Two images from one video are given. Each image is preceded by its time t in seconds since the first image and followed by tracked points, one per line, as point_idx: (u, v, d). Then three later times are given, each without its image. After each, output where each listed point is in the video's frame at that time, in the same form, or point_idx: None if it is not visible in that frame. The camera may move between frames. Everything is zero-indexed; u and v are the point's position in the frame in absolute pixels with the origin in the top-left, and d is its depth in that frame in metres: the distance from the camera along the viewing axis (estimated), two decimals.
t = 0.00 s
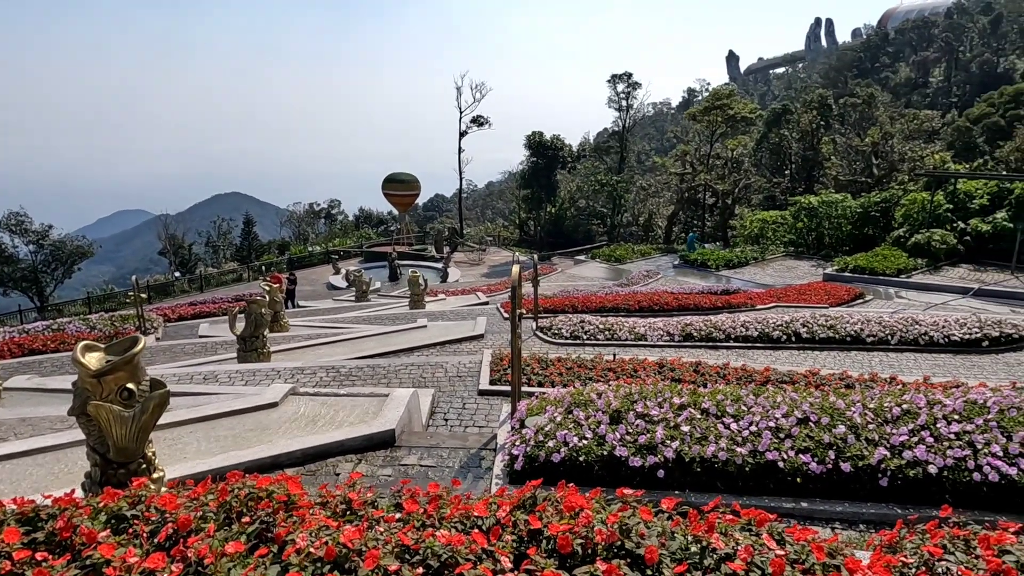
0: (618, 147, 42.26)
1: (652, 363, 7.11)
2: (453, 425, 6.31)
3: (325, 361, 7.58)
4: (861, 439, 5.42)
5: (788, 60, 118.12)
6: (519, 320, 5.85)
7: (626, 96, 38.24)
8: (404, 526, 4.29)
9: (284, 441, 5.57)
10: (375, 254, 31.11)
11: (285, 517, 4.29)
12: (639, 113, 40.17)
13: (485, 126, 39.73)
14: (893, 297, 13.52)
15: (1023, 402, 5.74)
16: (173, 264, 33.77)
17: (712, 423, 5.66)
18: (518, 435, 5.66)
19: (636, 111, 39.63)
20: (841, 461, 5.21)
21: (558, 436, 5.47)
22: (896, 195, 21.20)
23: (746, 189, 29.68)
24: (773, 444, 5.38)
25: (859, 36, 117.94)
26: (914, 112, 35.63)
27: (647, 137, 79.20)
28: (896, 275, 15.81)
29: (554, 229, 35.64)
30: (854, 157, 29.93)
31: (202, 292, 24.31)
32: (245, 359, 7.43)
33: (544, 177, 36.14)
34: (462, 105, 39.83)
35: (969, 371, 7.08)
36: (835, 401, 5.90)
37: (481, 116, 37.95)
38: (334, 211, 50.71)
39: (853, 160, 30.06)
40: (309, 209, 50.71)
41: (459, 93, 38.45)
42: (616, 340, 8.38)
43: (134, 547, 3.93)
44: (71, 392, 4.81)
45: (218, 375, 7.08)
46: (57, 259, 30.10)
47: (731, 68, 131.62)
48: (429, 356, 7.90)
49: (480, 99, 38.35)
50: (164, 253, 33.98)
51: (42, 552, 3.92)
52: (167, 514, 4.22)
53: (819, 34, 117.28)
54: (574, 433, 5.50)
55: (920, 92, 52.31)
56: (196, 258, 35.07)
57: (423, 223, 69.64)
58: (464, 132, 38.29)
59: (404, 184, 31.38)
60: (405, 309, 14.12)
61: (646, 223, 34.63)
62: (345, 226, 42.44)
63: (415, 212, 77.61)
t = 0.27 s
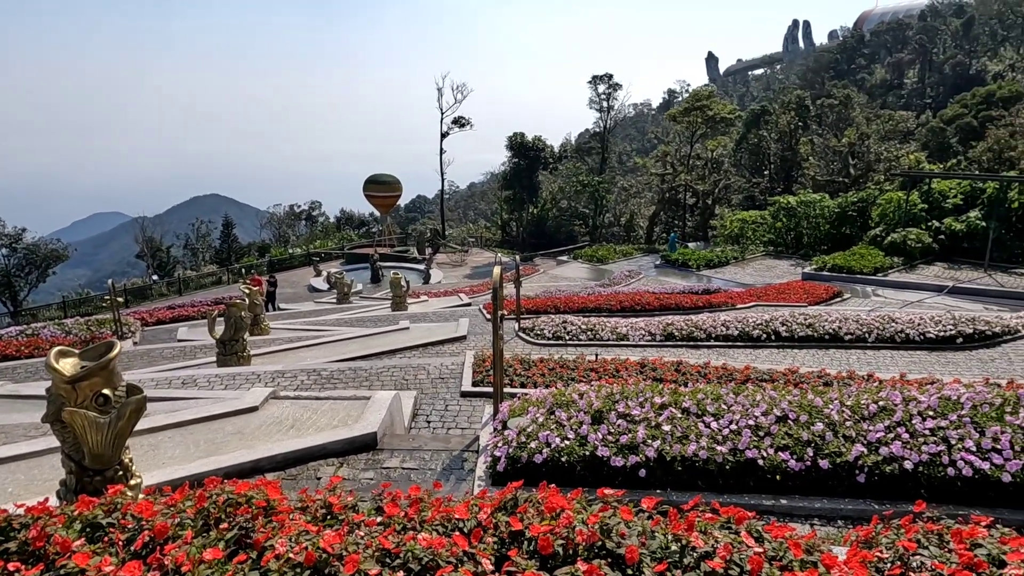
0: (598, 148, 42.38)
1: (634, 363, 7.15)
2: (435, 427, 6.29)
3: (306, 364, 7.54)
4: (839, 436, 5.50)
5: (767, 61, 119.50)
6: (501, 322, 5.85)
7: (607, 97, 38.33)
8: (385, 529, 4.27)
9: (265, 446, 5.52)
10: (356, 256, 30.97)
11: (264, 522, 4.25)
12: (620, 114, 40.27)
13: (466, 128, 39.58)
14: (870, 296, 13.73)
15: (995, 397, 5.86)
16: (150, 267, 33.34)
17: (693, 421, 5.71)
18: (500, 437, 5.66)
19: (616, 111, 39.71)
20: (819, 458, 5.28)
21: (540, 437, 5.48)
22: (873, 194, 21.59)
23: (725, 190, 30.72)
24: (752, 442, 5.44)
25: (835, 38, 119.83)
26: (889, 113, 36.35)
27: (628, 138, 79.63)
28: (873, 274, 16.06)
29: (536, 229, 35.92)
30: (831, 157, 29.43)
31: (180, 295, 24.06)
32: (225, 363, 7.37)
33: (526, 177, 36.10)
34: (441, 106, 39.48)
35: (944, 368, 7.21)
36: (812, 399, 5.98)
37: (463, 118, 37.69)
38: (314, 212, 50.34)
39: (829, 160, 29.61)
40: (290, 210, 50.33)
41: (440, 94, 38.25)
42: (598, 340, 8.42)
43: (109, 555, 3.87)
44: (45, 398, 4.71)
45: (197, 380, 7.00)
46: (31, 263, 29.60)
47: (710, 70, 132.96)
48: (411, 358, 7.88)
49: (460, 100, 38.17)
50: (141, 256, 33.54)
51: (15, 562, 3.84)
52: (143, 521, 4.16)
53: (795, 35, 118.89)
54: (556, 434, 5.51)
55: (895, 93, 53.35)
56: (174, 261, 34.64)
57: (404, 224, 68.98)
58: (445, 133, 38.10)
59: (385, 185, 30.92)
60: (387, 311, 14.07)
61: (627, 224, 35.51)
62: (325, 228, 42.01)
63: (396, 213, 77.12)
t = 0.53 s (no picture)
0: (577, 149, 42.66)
1: (614, 363, 7.18)
2: (416, 429, 6.26)
3: (284, 368, 7.47)
4: (814, 433, 5.58)
5: (744, 62, 121.02)
6: (480, 323, 5.85)
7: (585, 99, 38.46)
8: (364, 534, 4.24)
9: (242, 451, 5.44)
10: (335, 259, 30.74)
11: (241, 529, 4.19)
12: (598, 116, 40.32)
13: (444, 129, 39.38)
14: (846, 295, 13.94)
15: (964, 393, 6.00)
16: (124, 271, 32.78)
17: (672, 421, 5.76)
18: (480, 439, 5.64)
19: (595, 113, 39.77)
20: (796, 456, 5.34)
21: (520, 439, 5.47)
22: (848, 194, 21.96)
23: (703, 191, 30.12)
24: (730, 440, 5.49)
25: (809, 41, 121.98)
26: (861, 115, 37.11)
27: (607, 139, 80.15)
28: (847, 273, 16.35)
29: (516, 231, 35.70)
30: (805, 158, 30.05)
31: (155, 300, 23.70)
32: (202, 368, 7.29)
33: (506, 180, 37.14)
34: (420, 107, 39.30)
35: (916, 365, 7.35)
36: (789, 397, 6.05)
37: (441, 119, 37.57)
38: (292, 214, 49.82)
39: (804, 161, 30.21)
40: (267, 212, 49.76)
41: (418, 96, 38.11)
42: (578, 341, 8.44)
43: (80, 566, 3.79)
44: (14, 406, 4.60)
45: (173, 385, 6.92)
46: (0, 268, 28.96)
47: (687, 72, 134.37)
48: (390, 361, 7.84)
49: (439, 102, 38.02)
50: (114, 260, 32.95)
51: None
52: (115, 530, 4.08)
53: (770, 37, 120.61)
54: (537, 436, 5.51)
55: (868, 95, 54.60)
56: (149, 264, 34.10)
57: (384, 226, 68.53)
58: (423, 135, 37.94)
59: (361, 187, 30.70)
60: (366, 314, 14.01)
61: (606, 225, 35.04)
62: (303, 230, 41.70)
63: (375, 215, 76.82)
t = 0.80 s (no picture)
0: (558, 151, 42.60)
1: (596, 364, 7.21)
2: (398, 433, 6.23)
3: (264, 372, 7.41)
4: (793, 431, 5.64)
5: (723, 65, 122.19)
6: (462, 326, 5.83)
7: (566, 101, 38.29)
8: (344, 538, 4.20)
9: (221, 457, 5.37)
10: (316, 262, 30.55)
11: (218, 536, 4.13)
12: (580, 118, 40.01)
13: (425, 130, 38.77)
14: (824, 295, 14.12)
15: (939, 390, 6.09)
16: (100, 276, 32.23)
17: (653, 421, 5.79)
18: (462, 441, 5.61)
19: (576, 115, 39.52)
20: (774, 454, 5.40)
21: (503, 441, 5.47)
22: (825, 196, 22.37)
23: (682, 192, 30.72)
24: (711, 440, 5.54)
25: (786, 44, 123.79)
26: (837, 117, 37.72)
27: (588, 140, 80.45)
28: (824, 273, 16.59)
29: (498, 232, 35.69)
30: (782, 160, 30.45)
31: (132, 305, 23.37)
32: (180, 373, 7.23)
33: (487, 182, 36.56)
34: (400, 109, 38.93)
35: (892, 363, 7.46)
36: (768, 396, 6.11)
37: (422, 121, 37.23)
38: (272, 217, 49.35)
39: (781, 163, 30.59)
40: (246, 215, 49.24)
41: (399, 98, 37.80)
42: (561, 343, 8.47)
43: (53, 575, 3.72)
44: None
45: (150, 391, 6.84)
46: None
47: (668, 75, 135.54)
48: (372, 365, 7.81)
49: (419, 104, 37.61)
50: (90, 264, 32.41)
51: None
52: (89, 538, 3.99)
53: (748, 40, 122.16)
54: (519, 437, 5.51)
55: (845, 98, 55.55)
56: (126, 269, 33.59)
57: (365, 229, 67.97)
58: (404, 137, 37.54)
59: (342, 190, 30.52)
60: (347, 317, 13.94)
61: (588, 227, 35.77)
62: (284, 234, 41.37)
63: (356, 218, 76.36)
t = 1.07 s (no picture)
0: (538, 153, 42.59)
1: (576, 365, 7.23)
2: (378, 437, 6.18)
3: (241, 377, 7.32)
4: (770, 430, 5.70)
5: (701, 66, 123.18)
6: (442, 328, 5.81)
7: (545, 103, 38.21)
8: (321, 544, 4.14)
9: (197, 463, 5.27)
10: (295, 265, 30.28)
11: (193, 543, 4.05)
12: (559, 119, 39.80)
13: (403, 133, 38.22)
14: (801, 294, 14.29)
15: (912, 387, 6.19)
16: (74, 281, 31.61)
17: (632, 421, 5.81)
18: (443, 444, 5.57)
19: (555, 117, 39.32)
20: (752, 452, 5.46)
21: (483, 443, 5.44)
22: (800, 197, 22.69)
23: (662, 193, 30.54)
24: (689, 439, 5.58)
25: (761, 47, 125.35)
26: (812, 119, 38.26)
27: (568, 142, 80.61)
28: (801, 273, 16.81)
29: (478, 234, 35.52)
30: (760, 161, 31.74)
31: (106, 310, 22.96)
32: (155, 379, 7.14)
33: (468, 184, 37.26)
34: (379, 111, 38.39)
35: (867, 361, 7.59)
36: (745, 395, 6.17)
37: (401, 123, 36.89)
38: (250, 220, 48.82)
39: (759, 164, 31.91)
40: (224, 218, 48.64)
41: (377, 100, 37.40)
42: (541, 344, 8.48)
43: None
44: None
45: (125, 397, 6.73)
46: None
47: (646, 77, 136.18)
48: (351, 368, 7.76)
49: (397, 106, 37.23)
50: (63, 269, 31.78)
51: None
52: (59, 548, 3.89)
53: (724, 43, 123.34)
54: (499, 439, 5.48)
55: (819, 100, 56.11)
56: (101, 273, 32.98)
57: (344, 231, 67.29)
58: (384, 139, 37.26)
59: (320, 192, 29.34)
60: (327, 320, 13.84)
61: (569, 228, 35.38)
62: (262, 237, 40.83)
63: (335, 221, 75.77)
